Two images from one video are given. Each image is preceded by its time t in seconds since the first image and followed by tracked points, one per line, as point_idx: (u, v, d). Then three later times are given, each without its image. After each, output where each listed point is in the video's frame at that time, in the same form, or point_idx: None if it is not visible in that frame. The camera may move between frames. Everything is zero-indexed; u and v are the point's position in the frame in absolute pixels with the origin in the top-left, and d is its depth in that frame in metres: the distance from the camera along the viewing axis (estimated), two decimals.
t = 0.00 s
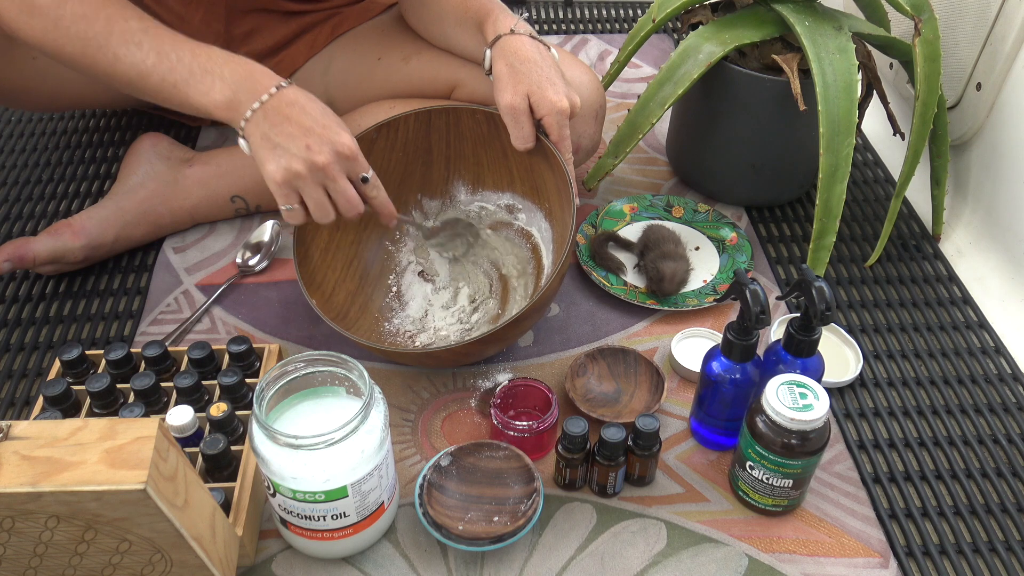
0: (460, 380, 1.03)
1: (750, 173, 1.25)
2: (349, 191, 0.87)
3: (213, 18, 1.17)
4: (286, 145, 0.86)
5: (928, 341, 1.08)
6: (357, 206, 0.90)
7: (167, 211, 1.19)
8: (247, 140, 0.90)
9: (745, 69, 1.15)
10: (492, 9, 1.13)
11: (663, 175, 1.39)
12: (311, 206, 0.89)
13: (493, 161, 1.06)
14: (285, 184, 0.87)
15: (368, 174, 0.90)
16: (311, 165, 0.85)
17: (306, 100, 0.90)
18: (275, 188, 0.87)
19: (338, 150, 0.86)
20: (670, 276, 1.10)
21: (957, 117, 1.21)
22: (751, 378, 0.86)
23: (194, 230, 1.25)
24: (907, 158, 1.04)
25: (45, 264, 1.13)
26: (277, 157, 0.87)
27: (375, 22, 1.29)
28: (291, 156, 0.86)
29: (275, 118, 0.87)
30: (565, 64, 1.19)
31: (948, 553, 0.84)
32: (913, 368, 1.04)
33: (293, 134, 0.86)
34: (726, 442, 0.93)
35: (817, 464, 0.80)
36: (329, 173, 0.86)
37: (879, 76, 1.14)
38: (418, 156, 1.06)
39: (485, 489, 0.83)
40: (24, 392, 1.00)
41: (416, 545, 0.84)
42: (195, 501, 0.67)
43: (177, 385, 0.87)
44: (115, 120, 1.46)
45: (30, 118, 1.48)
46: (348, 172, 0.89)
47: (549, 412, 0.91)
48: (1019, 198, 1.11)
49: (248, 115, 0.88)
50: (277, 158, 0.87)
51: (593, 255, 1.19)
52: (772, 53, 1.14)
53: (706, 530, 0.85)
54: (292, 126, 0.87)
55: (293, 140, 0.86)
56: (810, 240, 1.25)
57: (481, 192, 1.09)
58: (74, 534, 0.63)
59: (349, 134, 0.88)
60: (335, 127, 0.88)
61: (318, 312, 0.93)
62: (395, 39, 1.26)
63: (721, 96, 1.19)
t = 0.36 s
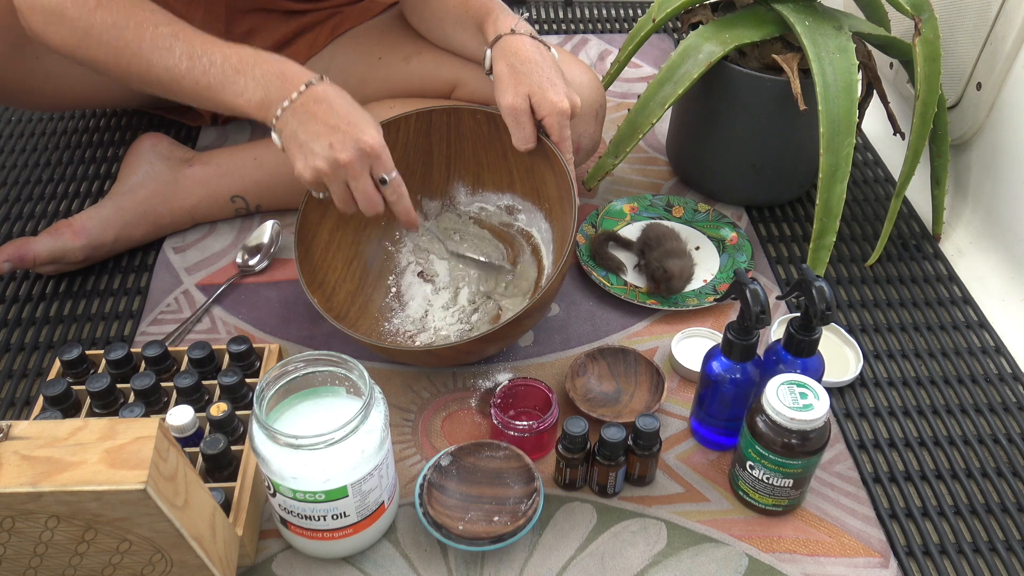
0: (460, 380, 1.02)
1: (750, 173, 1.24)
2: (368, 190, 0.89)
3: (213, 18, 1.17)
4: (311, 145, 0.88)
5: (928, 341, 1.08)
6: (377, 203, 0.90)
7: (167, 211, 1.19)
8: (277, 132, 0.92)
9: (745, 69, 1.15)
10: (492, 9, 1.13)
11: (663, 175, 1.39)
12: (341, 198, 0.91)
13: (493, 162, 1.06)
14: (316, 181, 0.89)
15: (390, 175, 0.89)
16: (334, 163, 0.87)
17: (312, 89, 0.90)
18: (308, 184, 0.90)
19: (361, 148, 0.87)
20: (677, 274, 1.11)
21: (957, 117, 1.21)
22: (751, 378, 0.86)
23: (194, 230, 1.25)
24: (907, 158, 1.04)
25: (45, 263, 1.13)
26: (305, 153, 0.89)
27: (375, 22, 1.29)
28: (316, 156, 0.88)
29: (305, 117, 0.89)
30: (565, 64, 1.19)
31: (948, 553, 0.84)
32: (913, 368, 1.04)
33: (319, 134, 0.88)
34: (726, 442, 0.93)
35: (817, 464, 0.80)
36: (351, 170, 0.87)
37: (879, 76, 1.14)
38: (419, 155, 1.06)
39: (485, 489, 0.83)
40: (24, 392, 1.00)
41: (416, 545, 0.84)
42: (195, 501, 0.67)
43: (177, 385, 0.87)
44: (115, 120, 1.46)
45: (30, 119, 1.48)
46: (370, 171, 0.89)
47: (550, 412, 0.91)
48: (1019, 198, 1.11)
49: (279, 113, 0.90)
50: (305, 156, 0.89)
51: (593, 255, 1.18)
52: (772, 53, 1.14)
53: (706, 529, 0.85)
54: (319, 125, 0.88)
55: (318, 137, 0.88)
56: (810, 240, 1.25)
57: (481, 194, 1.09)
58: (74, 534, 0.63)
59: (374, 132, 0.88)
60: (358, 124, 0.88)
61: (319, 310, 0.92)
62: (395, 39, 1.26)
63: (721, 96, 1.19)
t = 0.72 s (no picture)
0: (460, 380, 1.02)
1: (750, 173, 1.24)
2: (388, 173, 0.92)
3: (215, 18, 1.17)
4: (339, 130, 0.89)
5: (928, 341, 1.08)
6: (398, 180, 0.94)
7: (167, 211, 1.19)
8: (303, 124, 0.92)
9: (745, 69, 1.15)
10: (493, 9, 1.13)
11: (663, 174, 1.39)
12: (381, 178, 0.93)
13: (492, 161, 1.05)
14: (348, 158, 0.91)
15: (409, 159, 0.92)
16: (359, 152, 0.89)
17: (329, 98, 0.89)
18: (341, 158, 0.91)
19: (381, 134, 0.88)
20: (672, 277, 1.11)
21: (957, 117, 1.21)
22: (751, 378, 0.86)
23: (194, 230, 1.25)
24: (907, 158, 1.04)
25: (45, 264, 1.13)
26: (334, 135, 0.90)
27: (376, 23, 1.29)
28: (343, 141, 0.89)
29: (329, 102, 0.89)
30: (566, 65, 1.19)
31: (948, 553, 0.84)
32: (912, 368, 1.04)
33: (341, 119, 0.89)
34: (726, 442, 0.93)
35: (818, 464, 0.80)
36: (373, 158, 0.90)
37: (879, 76, 1.14)
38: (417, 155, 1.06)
39: (485, 489, 0.83)
40: (24, 392, 1.00)
41: (416, 545, 0.84)
42: (195, 501, 0.67)
43: (177, 385, 0.87)
44: (115, 120, 1.46)
45: (31, 118, 1.48)
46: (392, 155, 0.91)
47: (550, 411, 0.91)
48: (1019, 198, 1.11)
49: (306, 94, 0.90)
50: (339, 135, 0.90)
51: (593, 255, 1.19)
52: (772, 53, 1.14)
53: (706, 530, 0.85)
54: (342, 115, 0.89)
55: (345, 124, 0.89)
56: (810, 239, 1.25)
57: (481, 194, 1.08)
58: (74, 534, 0.63)
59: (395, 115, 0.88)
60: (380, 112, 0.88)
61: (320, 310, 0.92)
62: (396, 39, 1.26)
63: (722, 96, 1.19)
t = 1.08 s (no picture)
0: (460, 380, 1.02)
1: (750, 173, 1.25)
2: (397, 188, 0.91)
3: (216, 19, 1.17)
4: (341, 145, 0.90)
5: (928, 341, 1.08)
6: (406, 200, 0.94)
7: (167, 211, 1.19)
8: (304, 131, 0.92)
9: (745, 69, 1.15)
10: (493, 10, 1.13)
11: (663, 175, 1.39)
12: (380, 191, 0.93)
13: (492, 161, 1.06)
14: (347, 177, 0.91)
15: (417, 171, 0.92)
16: (363, 165, 0.89)
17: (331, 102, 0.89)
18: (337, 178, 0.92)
19: (388, 148, 0.88)
20: (673, 277, 1.10)
21: (957, 117, 1.21)
22: (751, 378, 0.86)
23: (194, 230, 1.25)
24: (907, 158, 1.04)
25: (45, 264, 1.13)
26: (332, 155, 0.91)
27: (376, 23, 1.29)
28: (344, 157, 0.90)
29: (333, 115, 0.90)
30: (566, 66, 1.19)
31: (948, 553, 0.84)
32: (912, 368, 1.04)
33: (347, 133, 0.89)
34: (726, 442, 0.93)
35: (818, 464, 0.80)
36: (379, 172, 0.90)
37: (879, 76, 1.14)
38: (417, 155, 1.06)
39: (485, 489, 0.83)
40: (24, 392, 1.00)
41: (416, 545, 0.84)
42: (195, 501, 0.67)
43: (177, 385, 0.87)
44: (115, 120, 1.46)
45: (30, 118, 1.48)
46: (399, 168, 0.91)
47: (550, 411, 0.91)
48: (1019, 198, 1.11)
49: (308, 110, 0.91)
50: (333, 157, 0.91)
51: (593, 255, 1.19)
52: (772, 53, 1.14)
53: (706, 529, 0.85)
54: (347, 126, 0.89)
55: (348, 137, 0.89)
56: (810, 240, 1.25)
57: (480, 193, 1.09)
58: (74, 534, 0.63)
59: (402, 131, 0.89)
60: (387, 121, 0.89)
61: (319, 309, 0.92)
62: (396, 39, 1.26)
63: (721, 96, 1.19)
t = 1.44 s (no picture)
0: (460, 380, 1.03)
1: (750, 173, 1.24)
2: (339, 229, 0.87)
3: (216, 19, 1.17)
4: (276, 182, 0.86)
5: (928, 341, 1.08)
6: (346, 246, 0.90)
7: (167, 212, 1.19)
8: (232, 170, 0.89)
9: (745, 69, 1.15)
10: (494, 11, 1.13)
11: (663, 175, 1.39)
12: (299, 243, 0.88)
13: (496, 164, 1.06)
14: (274, 221, 0.86)
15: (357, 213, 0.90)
16: (302, 204, 0.85)
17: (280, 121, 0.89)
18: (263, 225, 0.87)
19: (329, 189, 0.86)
20: (670, 277, 1.10)
21: (957, 117, 1.21)
22: (751, 378, 0.86)
23: (194, 230, 1.25)
24: (907, 158, 1.04)
25: (45, 264, 1.13)
26: (266, 193, 0.86)
27: (377, 23, 1.29)
28: (281, 193, 0.85)
29: (266, 153, 0.87)
30: (566, 66, 1.19)
31: (948, 553, 0.84)
32: (912, 368, 1.04)
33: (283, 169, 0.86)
34: (726, 442, 0.93)
35: (817, 465, 0.80)
36: (319, 212, 0.86)
37: (879, 76, 1.14)
38: (420, 155, 1.07)
39: (485, 490, 0.83)
40: (23, 392, 1.00)
41: (415, 545, 0.84)
42: (195, 501, 0.67)
43: (177, 385, 0.87)
44: (115, 120, 1.46)
45: (31, 119, 1.48)
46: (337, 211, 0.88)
47: (550, 412, 0.91)
48: (1019, 198, 1.11)
49: (238, 147, 0.87)
50: (265, 194, 0.86)
51: (593, 255, 1.19)
52: (772, 53, 1.14)
53: (706, 529, 0.85)
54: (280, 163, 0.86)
55: (284, 175, 0.86)
56: (810, 240, 1.25)
57: (484, 196, 1.09)
58: (74, 534, 0.63)
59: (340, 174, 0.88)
60: (325, 163, 0.88)
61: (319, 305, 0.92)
62: (396, 39, 1.26)
63: (722, 95, 1.19)
